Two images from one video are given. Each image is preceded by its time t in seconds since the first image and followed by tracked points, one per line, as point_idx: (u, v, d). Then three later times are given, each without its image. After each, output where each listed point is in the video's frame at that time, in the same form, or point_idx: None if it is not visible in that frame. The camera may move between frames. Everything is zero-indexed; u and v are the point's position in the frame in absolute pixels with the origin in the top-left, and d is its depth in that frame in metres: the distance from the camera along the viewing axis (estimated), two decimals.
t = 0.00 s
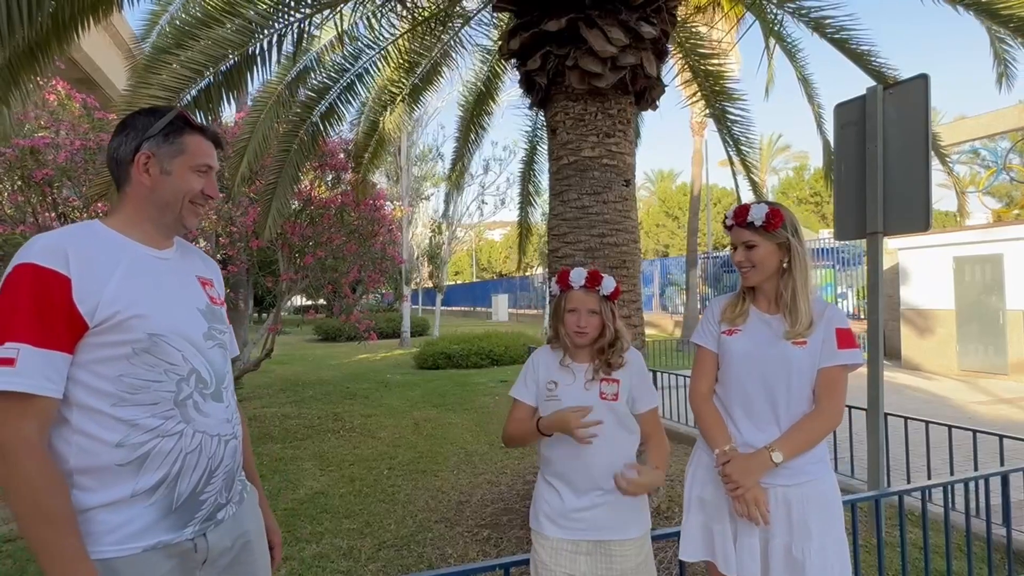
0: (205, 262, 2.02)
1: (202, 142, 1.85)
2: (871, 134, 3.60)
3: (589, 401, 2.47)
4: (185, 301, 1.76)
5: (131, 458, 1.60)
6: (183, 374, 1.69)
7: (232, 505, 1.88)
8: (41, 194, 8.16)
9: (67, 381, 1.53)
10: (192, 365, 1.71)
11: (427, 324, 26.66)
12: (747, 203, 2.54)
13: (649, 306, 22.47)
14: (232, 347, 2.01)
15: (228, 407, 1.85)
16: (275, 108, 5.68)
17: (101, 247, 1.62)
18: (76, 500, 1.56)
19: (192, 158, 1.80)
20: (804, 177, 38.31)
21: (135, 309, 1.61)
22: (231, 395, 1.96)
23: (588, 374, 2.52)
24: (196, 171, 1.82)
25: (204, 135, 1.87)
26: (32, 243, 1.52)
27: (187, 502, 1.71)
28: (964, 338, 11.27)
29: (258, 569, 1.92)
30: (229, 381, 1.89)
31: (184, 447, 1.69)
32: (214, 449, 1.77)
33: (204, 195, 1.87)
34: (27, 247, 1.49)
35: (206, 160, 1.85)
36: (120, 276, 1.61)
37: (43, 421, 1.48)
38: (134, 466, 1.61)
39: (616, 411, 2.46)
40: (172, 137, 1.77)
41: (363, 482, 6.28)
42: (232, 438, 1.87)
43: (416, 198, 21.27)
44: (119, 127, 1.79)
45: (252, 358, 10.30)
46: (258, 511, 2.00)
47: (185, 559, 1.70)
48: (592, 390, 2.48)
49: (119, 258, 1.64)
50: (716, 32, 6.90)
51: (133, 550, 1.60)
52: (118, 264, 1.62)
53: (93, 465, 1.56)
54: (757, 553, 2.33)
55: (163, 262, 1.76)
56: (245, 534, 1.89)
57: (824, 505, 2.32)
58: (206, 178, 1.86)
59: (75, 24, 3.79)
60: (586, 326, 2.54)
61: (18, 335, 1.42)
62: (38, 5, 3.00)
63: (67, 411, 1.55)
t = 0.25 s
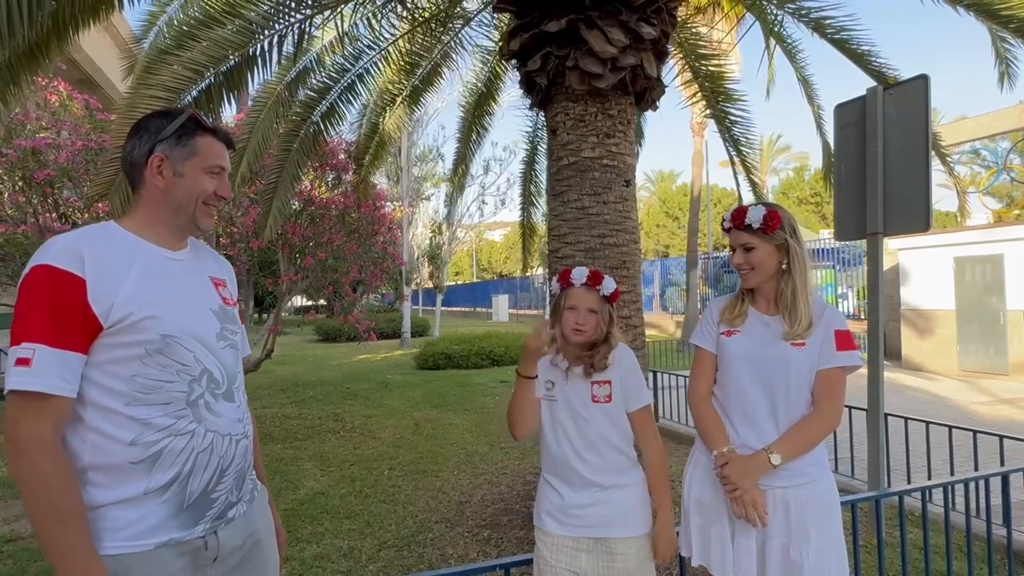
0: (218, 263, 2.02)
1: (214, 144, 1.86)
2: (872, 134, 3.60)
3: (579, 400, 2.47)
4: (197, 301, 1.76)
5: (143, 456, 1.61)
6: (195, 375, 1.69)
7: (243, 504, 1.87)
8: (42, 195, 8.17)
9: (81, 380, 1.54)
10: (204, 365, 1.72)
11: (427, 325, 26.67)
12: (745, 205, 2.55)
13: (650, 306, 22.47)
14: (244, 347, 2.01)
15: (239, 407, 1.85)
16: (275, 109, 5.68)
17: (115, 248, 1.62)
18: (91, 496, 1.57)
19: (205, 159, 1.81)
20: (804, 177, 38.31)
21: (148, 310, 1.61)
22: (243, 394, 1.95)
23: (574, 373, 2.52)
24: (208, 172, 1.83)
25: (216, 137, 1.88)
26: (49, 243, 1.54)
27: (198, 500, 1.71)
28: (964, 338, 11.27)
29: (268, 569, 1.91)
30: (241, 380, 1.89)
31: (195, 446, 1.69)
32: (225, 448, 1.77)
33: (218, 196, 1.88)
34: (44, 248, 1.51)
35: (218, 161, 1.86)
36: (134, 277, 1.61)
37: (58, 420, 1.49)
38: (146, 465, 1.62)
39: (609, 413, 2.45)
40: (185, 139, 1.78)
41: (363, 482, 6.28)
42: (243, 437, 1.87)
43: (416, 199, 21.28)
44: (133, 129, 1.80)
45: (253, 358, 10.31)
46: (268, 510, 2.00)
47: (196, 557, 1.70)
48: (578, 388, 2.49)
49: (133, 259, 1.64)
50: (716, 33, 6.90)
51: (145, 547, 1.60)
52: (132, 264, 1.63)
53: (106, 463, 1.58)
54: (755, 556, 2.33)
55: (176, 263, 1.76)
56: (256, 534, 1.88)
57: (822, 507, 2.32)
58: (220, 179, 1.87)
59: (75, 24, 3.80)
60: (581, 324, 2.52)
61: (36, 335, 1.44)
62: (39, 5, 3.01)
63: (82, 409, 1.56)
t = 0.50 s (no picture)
0: (236, 261, 2.02)
1: (212, 134, 1.85)
2: (872, 134, 3.61)
3: (589, 407, 2.48)
4: (214, 301, 1.77)
5: (160, 453, 1.62)
6: (211, 373, 1.70)
7: (258, 502, 1.87)
8: (44, 195, 8.19)
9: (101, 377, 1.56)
10: (221, 364, 1.73)
11: (428, 325, 26.67)
12: (745, 205, 2.56)
13: (650, 307, 22.48)
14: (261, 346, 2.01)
15: (255, 406, 1.86)
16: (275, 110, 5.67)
17: (134, 249, 1.65)
18: (108, 491, 1.59)
19: (205, 150, 1.81)
20: (805, 178, 38.29)
21: (166, 310, 1.63)
22: (260, 393, 1.96)
23: (584, 379, 2.55)
24: (213, 162, 1.83)
25: (213, 126, 1.87)
26: (73, 243, 1.56)
27: (213, 497, 1.72)
28: (965, 339, 11.26)
29: (279, 568, 1.91)
30: (257, 379, 1.90)
31: (210, 444, 1.70)
32: (241, 446, 1.78)
33: (228, 185, 1.86)
34: (68, 248, 1.54)
35: (220, 149, 1.85)
36: (153, 278, 1.63)
37: (77, 415, 1.51)
38: (162, 461, 1.63)
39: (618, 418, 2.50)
40: (182, 134, 1.79)
41: (364, 482, 6.29)
42: (259, 436, 1.87)
43: (416, 199, 21.28)
44: (139, 135, 1.83)
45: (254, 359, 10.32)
46: (282, 509, 2.00)
47: (210, 554, 1.71)
48: (589, 396, 2.51)
49: (153, 260, 1.66)
50: (716, 33, 6.91)
51: (160, 543, 1.62)
52: (151, 266, 1.65)
53: (124, 459, 1.59)
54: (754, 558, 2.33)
55: (195, 263, 1.78)
56: (269, 533, 1.88)
57: (822, 508, 2.32)
58: (226, 168, 1.86)
59: (75, 25, 3.80)
60: (589, 320, 2.57)
61: (59, 332, 1.47)
62: (40, 6, 3.01)
63: (101, 405, 1.59)
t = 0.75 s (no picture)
0: (251, 263, 2.02)
1: (208, 141, 1.82)
2: (873, 135, 3.61)
3: (600, 409, 2.56)
4: (226, 301, 1.76)
5: (171, 449, 1.62)
6: (221, 370, 1.69)
7: (270, 500, 1.85)
8: (45, 196, 8.20)
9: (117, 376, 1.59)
10: (230, 362, 1.71)
11: (428, 326, 26.67)
12: (747, 204, 2.57)
13: (650, 307, 22.48)
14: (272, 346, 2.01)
15: (266, 403, 1.83)
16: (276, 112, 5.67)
17: (149, 252, 1.67)
18: (123, 487, 1.60)
19: (196, 157, 1.79)
20: (805, 178, 38.29)
21: (175, 308, 1.64)
22: (273, 390, 1.95)
23: (598, 382, 2.61)
24: (201, 170, 1.80)
25: (213, 134, 1.84)
26: (87, 248, 1.60)
27: (224, 494, 1.71)
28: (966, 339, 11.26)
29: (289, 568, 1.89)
30: (269, 377, 1.88)
31: (220, 440, 1.69)
32: (251, 443, 1.76)
33: (217, 194, 1.81)
34: (84, 251, 1.57)
35: (215, 157, 1.81)
36: (164, 278, 1.65)
37: (95, 411, 1.54)
38: (173, 457, 1.63)
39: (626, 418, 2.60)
40: (177, 140, 1.80)
41: (365, 483, 6.29)
42: (270, 433, 1.85)
43: (417, 200, 21.28)
44: (155, 143, 1.88)
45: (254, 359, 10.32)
46: (295, 507, 1.98)
47: (222, 551, 1.70)
48: (603, 399, 2.58)
49: (163, 262, 1.68)
50: (716, 34, 6.91)
51: (173, 538, 1.62)
52: (162, 267, 1.67)
53: (137, 455, 1.60)
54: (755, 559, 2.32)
55: (207, 266, 1.79)
56: (281, 531, 1.86)
57: (822, 509, 2.32)
58: (217, 177, 1.81)
59: (76, 26, 3.81)
60: (594, 319, 2.64)
61: (73, 331, 1.50)
62: (42, 6, 3.02)
63: (117, 403, 1.61)
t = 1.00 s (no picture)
0: (272, 264, 2.01)
1: (242, 142, 1.88)
2: (873, 136, 3.62)
3: (605, 408, 2.57)
4: (243, 302, 1.75)
5: (186, 448, 1.63)
6: (235, 372, 1.69)
7: (286, 499, 1.85)
8: (46, 197, 8.22)
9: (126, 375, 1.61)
10: (244, 364, 1.70)
11: (428, 326, 26.67)
12: (748, 205, 2.57)
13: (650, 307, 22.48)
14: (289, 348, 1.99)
15: (282, 404, 1.82)
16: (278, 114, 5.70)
17: (168, 256, 1.68)
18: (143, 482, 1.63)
19: (237, 156, 1.84)
20: (805, 179, 38.30)
21: (191, 311, 1.64)
22: (290, 392, 1.94)
23: (603, 377, 2.63)
24: (243, 168, 1.85)
25: (243, 135, 1.90)
26: (110, 251, 1.62)
27: (239, 492, 1.71)
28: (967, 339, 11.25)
29: (302, 569, 1.88)
30: (285, 380, 1.87)
31: (234, 441, 1.68)
32: (265, 444, 1.76)
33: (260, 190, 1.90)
34: (106, 254, 1.60)
35: (251, 156, 1.88)
36: (181, 281, 1.65)
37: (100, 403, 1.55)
38: (189, 456, 1.63)
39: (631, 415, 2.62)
40: (212, 142, 1.83)
41: (365, 483, 6.29)
42: (285, 434, 1.84)
43: (417, 201, 21.30)
44: (172, 147, 1.87)
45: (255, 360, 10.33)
46: (310, 506, 1.97)
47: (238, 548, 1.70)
48: (608, 394, 2.59)
49: (182, 264, 1.69)
50: (716, 34, 6.91)
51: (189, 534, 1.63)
52: (180, 269, 1.67)
53: (154, 452, 1.61)
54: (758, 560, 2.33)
55: (225, 267, 1.78)
56: (295, 532, 1.86)
57: (825, 509, 2.32)
58: (256, 173, 1.88)
59: (78, 28, 3.82)
60: (606, 315, 2.68)
61: (86, 335, 1.52)
62: (43, 7, 3.02)
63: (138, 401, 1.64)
